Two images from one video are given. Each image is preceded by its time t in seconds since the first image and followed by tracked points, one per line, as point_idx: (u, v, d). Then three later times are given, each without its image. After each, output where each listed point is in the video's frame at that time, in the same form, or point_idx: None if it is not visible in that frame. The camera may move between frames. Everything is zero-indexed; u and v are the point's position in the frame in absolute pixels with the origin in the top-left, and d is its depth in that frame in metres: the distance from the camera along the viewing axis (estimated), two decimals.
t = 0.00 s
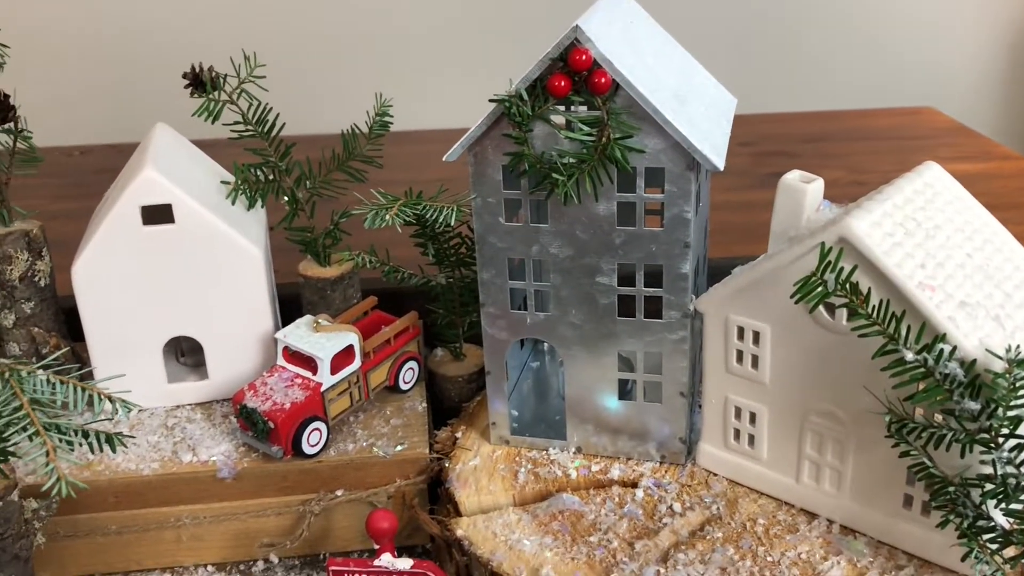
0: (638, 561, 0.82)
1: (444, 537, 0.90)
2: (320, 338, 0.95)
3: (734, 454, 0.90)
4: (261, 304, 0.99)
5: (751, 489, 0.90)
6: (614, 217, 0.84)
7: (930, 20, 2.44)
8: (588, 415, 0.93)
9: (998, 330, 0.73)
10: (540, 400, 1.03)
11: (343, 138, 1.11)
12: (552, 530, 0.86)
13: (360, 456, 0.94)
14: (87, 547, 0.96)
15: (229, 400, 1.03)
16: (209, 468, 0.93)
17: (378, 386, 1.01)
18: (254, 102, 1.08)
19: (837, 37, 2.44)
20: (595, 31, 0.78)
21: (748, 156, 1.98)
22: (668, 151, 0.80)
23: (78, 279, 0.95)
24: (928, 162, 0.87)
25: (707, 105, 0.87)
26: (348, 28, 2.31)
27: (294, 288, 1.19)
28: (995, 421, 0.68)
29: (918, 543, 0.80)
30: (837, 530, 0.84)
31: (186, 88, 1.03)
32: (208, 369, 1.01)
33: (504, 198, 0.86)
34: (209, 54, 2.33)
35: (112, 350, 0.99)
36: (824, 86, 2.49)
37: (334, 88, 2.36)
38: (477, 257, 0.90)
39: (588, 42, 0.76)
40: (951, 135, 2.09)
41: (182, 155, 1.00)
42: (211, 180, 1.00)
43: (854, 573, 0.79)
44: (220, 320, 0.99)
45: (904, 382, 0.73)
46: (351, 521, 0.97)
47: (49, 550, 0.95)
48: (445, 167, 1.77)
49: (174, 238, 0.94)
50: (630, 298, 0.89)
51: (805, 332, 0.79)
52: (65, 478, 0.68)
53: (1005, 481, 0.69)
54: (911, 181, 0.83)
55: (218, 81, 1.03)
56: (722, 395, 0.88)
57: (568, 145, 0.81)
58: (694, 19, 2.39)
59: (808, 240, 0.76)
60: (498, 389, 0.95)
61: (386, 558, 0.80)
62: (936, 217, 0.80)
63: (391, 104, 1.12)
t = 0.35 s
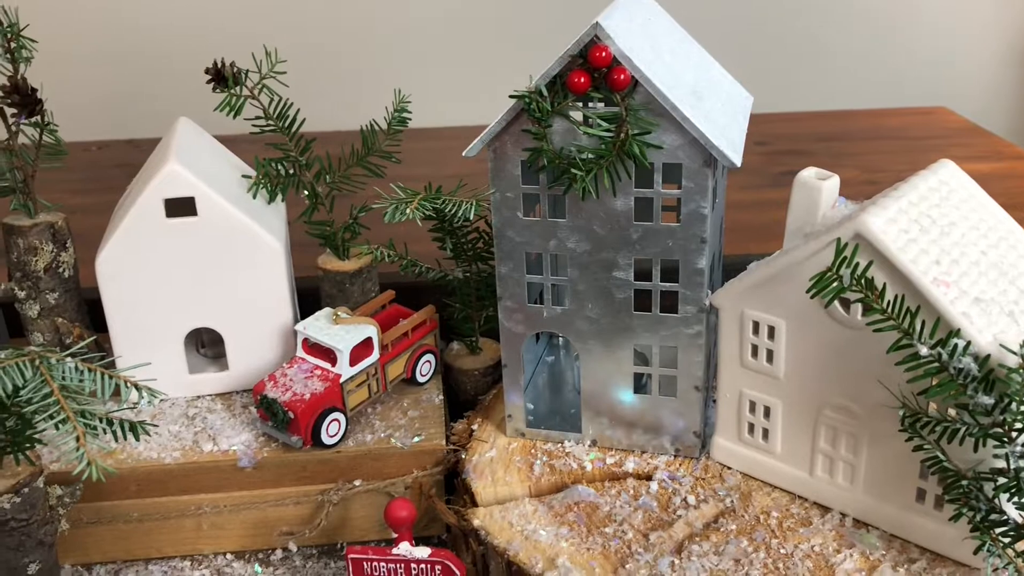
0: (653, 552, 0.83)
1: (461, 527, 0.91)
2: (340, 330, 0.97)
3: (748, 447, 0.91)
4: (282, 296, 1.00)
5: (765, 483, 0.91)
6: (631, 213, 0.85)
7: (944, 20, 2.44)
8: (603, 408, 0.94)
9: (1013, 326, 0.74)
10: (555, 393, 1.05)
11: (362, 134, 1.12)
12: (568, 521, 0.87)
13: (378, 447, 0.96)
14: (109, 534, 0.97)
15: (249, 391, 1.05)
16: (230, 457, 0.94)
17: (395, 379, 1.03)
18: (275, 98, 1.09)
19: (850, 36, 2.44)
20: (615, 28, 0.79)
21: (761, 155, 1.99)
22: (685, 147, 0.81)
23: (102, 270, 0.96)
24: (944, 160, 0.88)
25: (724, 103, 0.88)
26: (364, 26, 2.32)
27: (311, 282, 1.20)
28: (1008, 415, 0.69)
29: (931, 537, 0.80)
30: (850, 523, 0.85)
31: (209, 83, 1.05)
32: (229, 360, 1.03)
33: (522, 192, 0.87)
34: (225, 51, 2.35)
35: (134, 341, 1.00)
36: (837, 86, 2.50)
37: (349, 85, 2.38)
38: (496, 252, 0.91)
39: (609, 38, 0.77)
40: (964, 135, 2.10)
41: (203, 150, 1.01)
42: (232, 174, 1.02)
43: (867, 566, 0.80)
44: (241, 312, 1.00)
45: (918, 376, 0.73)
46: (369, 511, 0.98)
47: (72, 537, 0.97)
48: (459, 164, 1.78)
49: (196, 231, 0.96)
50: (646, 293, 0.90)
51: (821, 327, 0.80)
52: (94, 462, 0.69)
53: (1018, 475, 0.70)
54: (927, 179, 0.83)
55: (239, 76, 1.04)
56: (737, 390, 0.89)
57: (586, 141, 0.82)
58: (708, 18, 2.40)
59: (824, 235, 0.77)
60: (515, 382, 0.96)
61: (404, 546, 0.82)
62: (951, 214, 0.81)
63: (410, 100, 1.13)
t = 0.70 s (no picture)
0: (675, 540, 0.84)
1: (483, 513, 0.92)
2: (364, 319, 0.98)
3: (769, 439, 0.91)
4: (306, 285, 1.01)
5: (785, 474, 0.91)
6: (655, 204, 0.86)
7: (960, 18, 2.43)
8: (623, 399, 0.95)
9: None
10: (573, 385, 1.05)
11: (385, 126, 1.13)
12: (590, 509, 0.88)
13: (400, 434, 0.97)
14: (135, 519, 0.99)
15: (272, 379, 1.06)
16: (254, 444, 0.95)
17: (418, 368, 1.04)
18: (299, 90, 1.10)
19: (866, 34, 2.44)
20: (641, 20, 0.80)
21: (778, 153, 1.99)
22: (710, 138, 0.81)
23: (129, 258, 0.97)
24: (967, 153, 0.88)
25: (748, 96, 0.88)
26: (382, 22, 2.33)
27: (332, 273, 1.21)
28: None
29: (951, 528, 0.81)
30: (870, 514, 0.85)
31: (234, 74, 1.06)
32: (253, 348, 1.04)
33: (546, 183, 0.88)
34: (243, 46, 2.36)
35: (161, 328, 1.01)
36: (852, 84, 2.49)
37: (366, 81, 2.39)
38: (519, 242, 0.91)
39: (635, 30, 0.77)
40: (981, 133, 2.09)
41: (229, 140, 1.02)
42: (258, 165, 1.03)
43: (887, 555, 0.81)
44: (266, 300, 1.01)
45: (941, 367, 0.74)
46: (391, 498, 0.99)
47: (99, 521, 0.98)
48: (476, 160, 1.79)
49: (223, 220, 0.97)
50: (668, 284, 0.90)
51: (843, 319, 0.81)
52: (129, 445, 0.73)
53: None
54: (950, 172, 0.84)
55: (265, 68, 1.05)
56: (759, 380, 0.89)
57: (611, 132, 0.83)
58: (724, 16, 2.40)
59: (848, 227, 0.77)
60: (536, 372, 0.97)
61: (428, 532, 0.83)
62: (974, 207, 0.81)
63: (432, 92, 1.14)
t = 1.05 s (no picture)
0: (697, 535, 0.84)
1: (505, 508, 0.92)
2: (388, 314, 0.98)
3: (791, 436, 0.92)
4: (331, 280, 1.02)
5: (806, 471, 0.91)
6: (679, 201, 0.86)
7: (981, 18, 2.42)
8: (644, 395, 0.95)
9: None
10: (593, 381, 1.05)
11: (408, 123, 1.14)
12: (612, 504, 0.88)
13: (423, 428, 0.97)
14: (159, 509, 1.00)
15: (296, 372, 1.07)
16: (278, 436, 0.96)
17: (439, 363, 1.04)
18: (323, 85, 1.11)
19: (886, 34, 2.43)
20: (668, 18, 0.80)
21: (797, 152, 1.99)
22: (736, 136, 0.82)
23: (156, 250, 0.98)
24: (993, 153, 0.88)
25: (773, 94, 0.88)
26: (401, 19, 2.34)
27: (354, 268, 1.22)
28: None
29: (974, 526, 0.81)
30: (892, 512, 0.85)
31: (260, 70, 1.06)
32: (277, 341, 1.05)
33: (571, 179, 0.88)
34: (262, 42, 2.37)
35: (186, 320, 1.02)
36: (871, 84, 2.48)
37: (384, 78, 2.40)
38: (543, 238, 0.92)
39: (662, 27, 0.78)
40: (1001, 134, 2.08)
41: (256, 135, 1.03)
42: (283, 160, 1.04)
43: (909, 553, 0.81)
44: (290, 294, 1.02)
45: (966, 366, 0.74)
46: (413, 492, 1.00)
47: (124, 511, 0.99)
48: (495, 157, 1.80)
49: (250, 214, 0.97)
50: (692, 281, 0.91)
51: (867, 316, 0.81)
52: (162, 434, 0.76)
53: None
54: (977, 172, 0.83)
55: (290, 63, 1.06)
56: (781, 378, 0.90)
57: (637, 129, 0.83)
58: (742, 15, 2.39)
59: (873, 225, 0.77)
60: (558, 367, 0.97)
61: (452, 524, 0.83)
62: (1001, 207, 0.81)
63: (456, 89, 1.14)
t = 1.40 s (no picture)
0: (726, 530, 0.84)
1: (531, 499, 0.92)
2: (415, 305, 0.98)
3: (820, 432, 0.91)
4: (358, 271, 1.02)
5: (835, 467, 0.91)
6: (711, 194, 0.86)
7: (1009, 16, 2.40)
8: (671, 390, 0.95)
9: None
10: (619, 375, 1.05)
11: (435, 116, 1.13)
12: (640, 498, 0.88)
13: (449, 420, 0.97)
14: (186, 498, 1.00)
15: (322, 364, 1.07)
16: (306, 427, 0.96)
17: (466, 355, 1.05)
18: (351, 78, 1.11)
19: (911, 31, 2.41)
20: (702, 9, 0.80)
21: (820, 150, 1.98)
22: (769, 129, 0.81)
23: (185, 240, 0.98)
24: None
25: (806, 87, 0.88)
26: (422, 15, 2.34)
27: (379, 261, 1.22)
28: None
29: (1007, 524, 0.80)
30: (923, 509, 0.85)
31: (289, 62, 1.06)
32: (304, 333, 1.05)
33: (601, 172, 0.88)
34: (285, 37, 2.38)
35: (214, 310, 1.03)
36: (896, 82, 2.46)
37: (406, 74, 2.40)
38: (572, 230, 0.92)
39: (696, 19, 0.77)
40: None
41: (285, 127, 1.03)
42: (312, 152, 1.04)
43: (941, 551, 0.80)
44: (318, 285, 1.03)
45: (1003, 362, 0.74)
46: (438, 484, 1.00)
47: (152, 500, 1.00)
48: (517, 152, 1.80)
49: (279, 205, 0.98)
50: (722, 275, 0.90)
51: (900, 312, 0.80)
52: (196, 421, 0.77)
53: None
54: (1013, 166, 0.83)
55: (319, 55, 1.06)
56: (811, 373, 0.89)
57: (669, 122, 0.83)
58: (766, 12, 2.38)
59: (908, 219, 0.77)
60: (585, 361, 0.97)
61: (480, 516, 0.83)
62: None
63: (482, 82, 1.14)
